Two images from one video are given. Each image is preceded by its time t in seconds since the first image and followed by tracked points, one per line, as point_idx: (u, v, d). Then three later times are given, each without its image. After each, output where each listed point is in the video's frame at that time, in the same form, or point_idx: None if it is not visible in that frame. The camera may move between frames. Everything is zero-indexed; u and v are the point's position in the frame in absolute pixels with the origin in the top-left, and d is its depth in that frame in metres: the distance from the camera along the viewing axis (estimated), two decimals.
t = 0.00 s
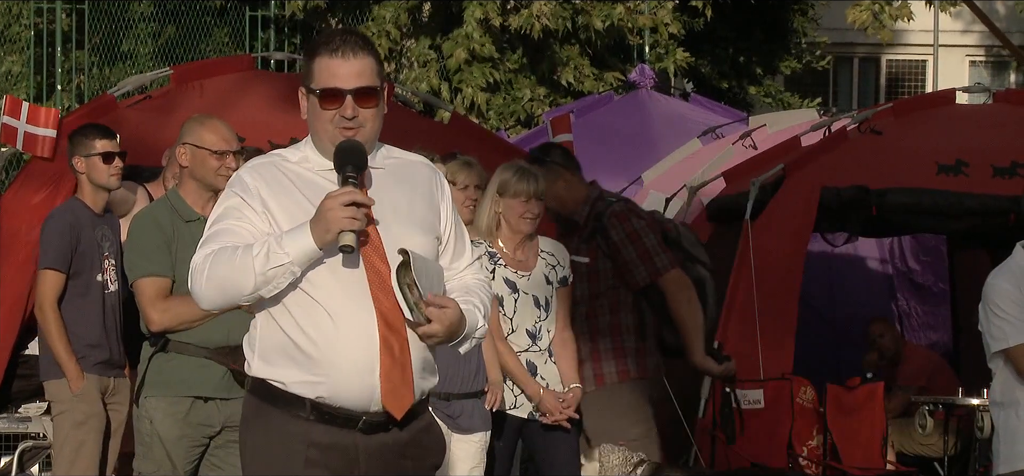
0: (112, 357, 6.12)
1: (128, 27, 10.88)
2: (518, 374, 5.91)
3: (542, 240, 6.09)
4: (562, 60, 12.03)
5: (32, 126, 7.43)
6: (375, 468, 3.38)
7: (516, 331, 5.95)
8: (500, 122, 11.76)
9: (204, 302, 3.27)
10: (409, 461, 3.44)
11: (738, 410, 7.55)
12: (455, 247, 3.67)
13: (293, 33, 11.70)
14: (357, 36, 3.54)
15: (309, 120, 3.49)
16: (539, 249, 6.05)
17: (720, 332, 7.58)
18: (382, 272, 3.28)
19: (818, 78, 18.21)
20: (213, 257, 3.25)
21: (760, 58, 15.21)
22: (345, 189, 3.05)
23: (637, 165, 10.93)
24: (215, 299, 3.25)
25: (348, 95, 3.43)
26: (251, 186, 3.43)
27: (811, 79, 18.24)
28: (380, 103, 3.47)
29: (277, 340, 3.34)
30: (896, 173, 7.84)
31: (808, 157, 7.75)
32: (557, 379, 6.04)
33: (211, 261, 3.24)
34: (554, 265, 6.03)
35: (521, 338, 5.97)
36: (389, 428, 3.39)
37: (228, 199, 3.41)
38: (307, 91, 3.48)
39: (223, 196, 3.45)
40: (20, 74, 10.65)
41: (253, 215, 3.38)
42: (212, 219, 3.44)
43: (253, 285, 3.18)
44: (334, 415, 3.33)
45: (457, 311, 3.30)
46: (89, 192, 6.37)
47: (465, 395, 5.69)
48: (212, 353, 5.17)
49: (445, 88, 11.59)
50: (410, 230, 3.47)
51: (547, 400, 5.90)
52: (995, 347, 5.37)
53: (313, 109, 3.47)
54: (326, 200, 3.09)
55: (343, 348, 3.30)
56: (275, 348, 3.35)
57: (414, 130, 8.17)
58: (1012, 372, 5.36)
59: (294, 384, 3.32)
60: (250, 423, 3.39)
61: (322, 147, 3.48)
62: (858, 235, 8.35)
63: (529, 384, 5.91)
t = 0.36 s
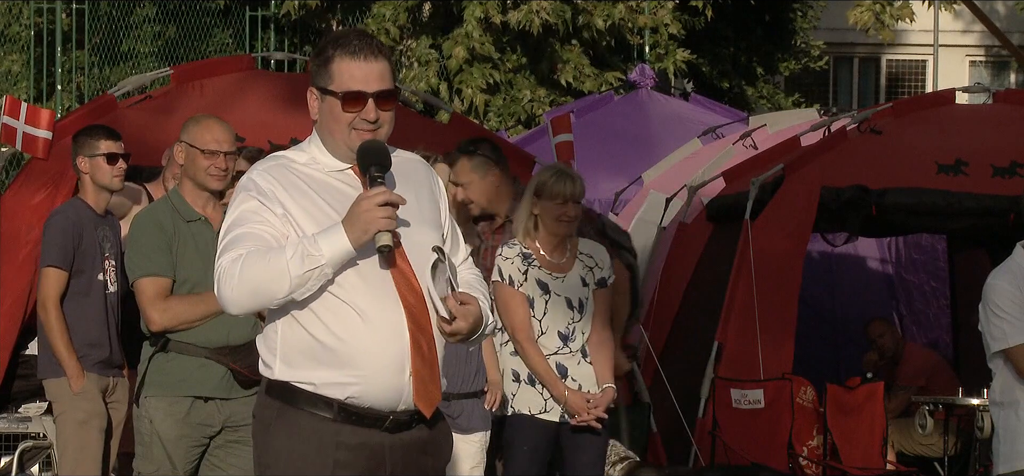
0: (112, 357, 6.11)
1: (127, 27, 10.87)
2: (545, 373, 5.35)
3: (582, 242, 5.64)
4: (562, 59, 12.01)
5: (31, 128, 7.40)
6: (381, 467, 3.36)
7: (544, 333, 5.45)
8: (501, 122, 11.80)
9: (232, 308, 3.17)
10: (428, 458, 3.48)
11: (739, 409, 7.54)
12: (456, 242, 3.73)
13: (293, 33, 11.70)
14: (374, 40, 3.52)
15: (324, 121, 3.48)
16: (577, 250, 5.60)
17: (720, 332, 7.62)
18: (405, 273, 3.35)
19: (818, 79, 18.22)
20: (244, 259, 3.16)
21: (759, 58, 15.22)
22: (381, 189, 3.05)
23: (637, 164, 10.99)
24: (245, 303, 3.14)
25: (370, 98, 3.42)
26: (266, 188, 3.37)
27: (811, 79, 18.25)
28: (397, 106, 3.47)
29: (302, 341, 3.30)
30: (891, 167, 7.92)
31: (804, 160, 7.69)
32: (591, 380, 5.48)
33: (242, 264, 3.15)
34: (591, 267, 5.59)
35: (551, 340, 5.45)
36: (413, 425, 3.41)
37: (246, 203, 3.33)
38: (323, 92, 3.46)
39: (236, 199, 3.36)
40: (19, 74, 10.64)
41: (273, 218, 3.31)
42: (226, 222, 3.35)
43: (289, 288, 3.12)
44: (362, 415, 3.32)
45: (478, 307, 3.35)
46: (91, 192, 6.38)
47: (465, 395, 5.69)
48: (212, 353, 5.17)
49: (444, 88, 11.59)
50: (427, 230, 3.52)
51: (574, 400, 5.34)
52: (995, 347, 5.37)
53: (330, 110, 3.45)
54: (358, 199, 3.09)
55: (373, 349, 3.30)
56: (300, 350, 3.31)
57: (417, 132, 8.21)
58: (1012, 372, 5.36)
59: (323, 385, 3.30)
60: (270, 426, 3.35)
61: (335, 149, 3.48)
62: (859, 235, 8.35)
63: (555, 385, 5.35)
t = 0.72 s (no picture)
0: (113, 355, 6.09)
1: (129, 27, 10.85)
2: (556, 375, 5.75)
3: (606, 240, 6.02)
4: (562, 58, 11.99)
5: (31, 127, 7.41)
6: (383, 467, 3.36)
7: (561, 334, 5.84)
8: (501, 122, 11.84)
9: (243, 311, 3.16)
10: (435, 458, 3.48)
11: (740, 409, 7.54)
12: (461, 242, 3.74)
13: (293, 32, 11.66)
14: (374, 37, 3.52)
15: (327, 119, 3.47)
16: (600, 249, 5.98)
17: (721, 330, 7.61)
18: (415, 274, 3.36)
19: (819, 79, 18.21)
20: (254, 262, 3.15)
21: (760, 58, 15.20)
22: (390, 191, 3.06)
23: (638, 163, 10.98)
24: (256, 308, 3.14)
25: (367, 95, 3.41)
26: (272, 190, 3.37)
27: (811, 80, 18.26)
28: (397, 104, 3.47)
29: (310, 343, 3.29)
30: (890, 166, 7.84)
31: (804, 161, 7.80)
32: (605, 381, 5.83)
33: (252, 268, 3.14)
34: (612, 267, 5.96)
35: (567, 340, 5.84)
36: (421, 425, 3.42)
37: (253, 206, 3.32)
38: (324, 90, 3.46)
39: (243, 202, 3.35)
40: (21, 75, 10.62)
41: (280, 221, 3.30)
42: (232, 225, 3.33)
43: (299, 291, 3.12)
44: (371, 415, 3.33)
45: (484, 309, 3.41)
46: (93, 191, 6.38)
47: (465, 395, 5.68)
48: (212, 353, 5.16)
49: (446, 89, 11.61)
50: (436, 230, 3.54)
51: (580, 402, 5.70)
52: (996, 347, 5.37)
53: (331, 108, 3.45)
54: (366, 202, 3.09)
55: (382, 350, 3.30)
56: (309, 353, 3.30)
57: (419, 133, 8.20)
58: (1013, 372, 5.36)
59: (332, 386, 3.29)
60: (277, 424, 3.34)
61: (337, 147, 3.48)
62: (859, 236, 8.35)
63: (563, 388, 5.73)
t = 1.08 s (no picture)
0: (117, 355, 6.09)
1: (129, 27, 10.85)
2: (552, 371, 5.74)
3: (601, 235, 6.02)
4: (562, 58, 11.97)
5: (32, 128, 7.40)
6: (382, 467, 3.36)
7: (558, 330, 5.82)
8: (504, 122, 11.82)
9: (240, 308, 3.16)
10: (435, 458, 3.46)
11: (740, 409, 7.58)
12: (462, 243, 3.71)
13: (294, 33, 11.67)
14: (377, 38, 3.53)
15: (332, 119, 3.46)
16: (596, 244, 5.98)
17: (721, 328, 7.65)
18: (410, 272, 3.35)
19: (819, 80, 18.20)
20: (252, 259, 3.15)
21: (762, 58, 15.20)
22: (387, 188, 3.05)
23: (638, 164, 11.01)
24: (252, 305, 3.14)
25: (380, 95, 3.42)
26: (270, 188, 3.37)
27: (811, 80, 18.25)
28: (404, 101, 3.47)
29: (307, 342, 3.30)
30: (892, 166, 7.84)
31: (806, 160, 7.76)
32: (601, 376, 5.79)
33: (249, 264, 3.14)
34: (607, 261, 5.95)
35: (564, 337, 5.83)
36: (419, 424, 3.41)
37: (250, 204, 3.32)
38: (331, 90, 3.45)
39: (241, 201, 3.36)
40: (22, 75, 10.60)
41: (278, 218, 3.31)
42: (231, 223, 3.34)
43: (296, 288, 3.11)
44: (368, 415, 3.32)
45: (482, 308, 3.32)
46: (94, 189, 6.37)
47: (467, 396, 5.68)
48: (212, 353, 5.16)
49: (448, 88, 11.62)
50: (433, 227, 3.52)
51: (576, 395, 5.66)
52: (997, 347, 5.37)
53: (339, 107, 3.44)
54: (363, 199, 3.09)
55: (378, 348, 3.30)
56: (306, 351, 3.31)
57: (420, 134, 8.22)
58: (1014, 371, 5.37)
59: (329, 385, 3.30)
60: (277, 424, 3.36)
61: (341, 147, 3.47)
62: (859, 236, 8.36)
63: (559, 382, 5.71)
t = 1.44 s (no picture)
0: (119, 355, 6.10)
1: (130, 27, 10.88)
2: (563, 368, 5.70)
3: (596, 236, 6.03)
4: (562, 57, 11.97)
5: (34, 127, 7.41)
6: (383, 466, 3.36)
7: (561, 330, 5.82)
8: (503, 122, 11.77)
9: (250, 308, 3.13)
10: (436, 457, 3.48)
11: (740, 410, 7.53)
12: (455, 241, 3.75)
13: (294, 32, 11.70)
14: (369, 36, 3.54)
15: (336, 117, 3.45)
16: (592, 244, 5.99)
17: (722, 329, 7.64)
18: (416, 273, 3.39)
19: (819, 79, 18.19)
20: (263, 259, 3.12)
21: (763, 57, 15.19)
22: (399, 189, 3.10)
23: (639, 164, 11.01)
24: (265, 305, 3.11)
25: (382, 91, 3.41)
26: (273, 188, 3.36)
27: (811, 80, 18.24)
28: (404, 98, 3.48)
29: (313, 343, 3.29)
30: (895, 166, 7.84)
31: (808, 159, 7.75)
32: (605, 375, 5.81)
33: (260, 264, 3.11)
34: (606, 260, 5.96)
35: (567, 336, 5.82)
36: (422, 423, 3.43)
37: (256, 204, 3.30)
38: (332, 89, 3.44)
39: (244, 201, 3.34)
40: (23, 74, 10.59)
41: (284, 218, 3.30)
42: (235, 224, 3.31)
43: (310, 288, 3.11)
44: (374, 414, 3.33)
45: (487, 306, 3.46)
46: (95, 189, 6.37)
47: (468, 396, 5.68)
48: (212, 353, 5.16)
49: (448, 87, 11.62)
50: (431, 227, 3.56)
51: (591, 393, 5.67)
52: (997, 346, 5.37)
53: (342, 105, 3.43)
54: (376, 198, 3.12)
55: (386, 348, 3.31)
56: (311, 352, 3.30)
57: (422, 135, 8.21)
58: (1014, 371, 5.37)
59: (336, 385, 3.29)
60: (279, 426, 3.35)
61: (343, 147, 3.47)
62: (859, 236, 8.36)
63: (572, 379, 5.68)
